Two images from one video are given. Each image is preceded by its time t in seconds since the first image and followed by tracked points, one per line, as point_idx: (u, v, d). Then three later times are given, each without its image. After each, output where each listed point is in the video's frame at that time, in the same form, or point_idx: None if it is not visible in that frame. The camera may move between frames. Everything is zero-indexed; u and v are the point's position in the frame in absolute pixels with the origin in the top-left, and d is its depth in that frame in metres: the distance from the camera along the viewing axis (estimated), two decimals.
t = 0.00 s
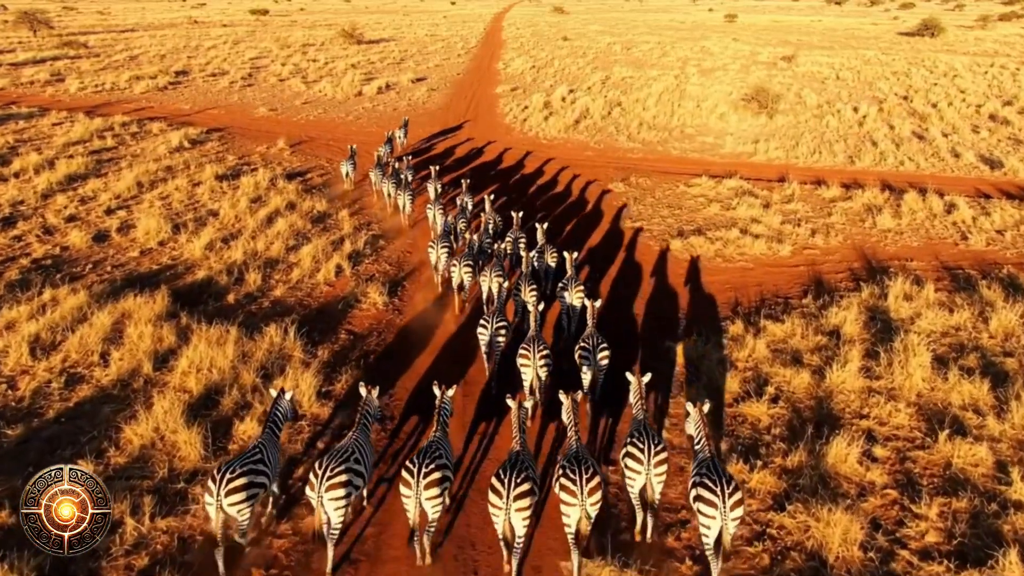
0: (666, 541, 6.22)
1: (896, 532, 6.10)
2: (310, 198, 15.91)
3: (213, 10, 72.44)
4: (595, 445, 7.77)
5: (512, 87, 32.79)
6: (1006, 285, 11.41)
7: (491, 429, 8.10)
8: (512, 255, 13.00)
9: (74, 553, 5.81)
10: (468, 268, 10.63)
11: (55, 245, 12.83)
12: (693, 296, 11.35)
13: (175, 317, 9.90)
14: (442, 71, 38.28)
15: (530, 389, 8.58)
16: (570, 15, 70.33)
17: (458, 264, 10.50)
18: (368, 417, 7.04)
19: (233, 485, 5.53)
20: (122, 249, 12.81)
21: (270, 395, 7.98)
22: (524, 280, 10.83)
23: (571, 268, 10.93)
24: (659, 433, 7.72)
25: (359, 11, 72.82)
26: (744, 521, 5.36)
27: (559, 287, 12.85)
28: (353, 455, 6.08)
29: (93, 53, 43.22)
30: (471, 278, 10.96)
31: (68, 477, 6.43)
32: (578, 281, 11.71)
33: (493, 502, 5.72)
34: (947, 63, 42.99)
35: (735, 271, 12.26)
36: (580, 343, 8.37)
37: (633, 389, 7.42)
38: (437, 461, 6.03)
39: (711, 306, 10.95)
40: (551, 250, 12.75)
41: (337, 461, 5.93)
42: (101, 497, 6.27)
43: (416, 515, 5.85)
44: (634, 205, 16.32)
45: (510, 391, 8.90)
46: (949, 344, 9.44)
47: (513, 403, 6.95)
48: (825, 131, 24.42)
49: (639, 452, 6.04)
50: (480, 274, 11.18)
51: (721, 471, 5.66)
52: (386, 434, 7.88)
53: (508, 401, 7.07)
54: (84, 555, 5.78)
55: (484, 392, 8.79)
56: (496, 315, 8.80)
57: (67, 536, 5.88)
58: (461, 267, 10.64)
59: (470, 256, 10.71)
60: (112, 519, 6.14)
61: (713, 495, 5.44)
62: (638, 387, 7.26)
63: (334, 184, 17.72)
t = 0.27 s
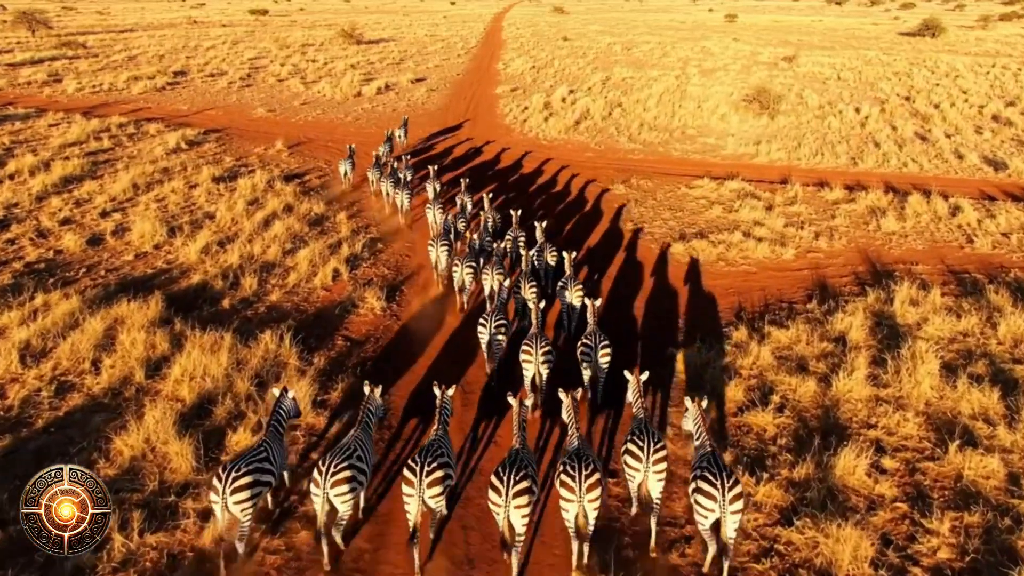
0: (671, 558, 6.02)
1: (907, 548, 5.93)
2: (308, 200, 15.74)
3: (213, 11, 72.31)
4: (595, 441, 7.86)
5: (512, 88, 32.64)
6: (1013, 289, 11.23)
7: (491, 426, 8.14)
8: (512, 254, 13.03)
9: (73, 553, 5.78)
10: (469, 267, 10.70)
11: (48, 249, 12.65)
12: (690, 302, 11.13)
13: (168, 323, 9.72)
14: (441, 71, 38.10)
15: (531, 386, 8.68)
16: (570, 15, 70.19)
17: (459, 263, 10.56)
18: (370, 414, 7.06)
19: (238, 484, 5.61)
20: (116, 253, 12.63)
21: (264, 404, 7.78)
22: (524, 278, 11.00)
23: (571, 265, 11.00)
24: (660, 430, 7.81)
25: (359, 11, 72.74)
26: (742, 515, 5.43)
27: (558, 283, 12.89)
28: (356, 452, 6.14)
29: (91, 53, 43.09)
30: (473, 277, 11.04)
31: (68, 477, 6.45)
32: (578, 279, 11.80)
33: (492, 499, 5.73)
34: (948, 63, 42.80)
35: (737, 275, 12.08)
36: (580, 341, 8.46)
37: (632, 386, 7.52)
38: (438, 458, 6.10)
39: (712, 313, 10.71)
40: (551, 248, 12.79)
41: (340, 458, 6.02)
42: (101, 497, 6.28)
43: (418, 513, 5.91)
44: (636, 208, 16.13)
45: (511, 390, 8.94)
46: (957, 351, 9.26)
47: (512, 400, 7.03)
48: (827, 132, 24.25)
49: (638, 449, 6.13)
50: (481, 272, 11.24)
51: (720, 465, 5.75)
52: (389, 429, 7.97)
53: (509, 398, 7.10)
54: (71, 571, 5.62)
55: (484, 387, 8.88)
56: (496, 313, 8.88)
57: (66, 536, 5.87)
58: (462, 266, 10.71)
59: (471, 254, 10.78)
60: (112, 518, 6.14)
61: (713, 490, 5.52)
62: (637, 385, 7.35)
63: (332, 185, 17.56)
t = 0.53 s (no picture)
0: None
1: (921, 568, 5.72)
2: (304, 203, 15.52)
3: (212, 11, 72.12)
4: (594, 437, 7.95)
5: (512, 88, 32.45)
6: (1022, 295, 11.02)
7: (492, 423, 8.22)
8: (512, 253, 13.08)
9: (74, 553, 5.77)
10: (470, 266, 10.75)
11: (40, 253, 12.44)
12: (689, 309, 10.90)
13: (160, 330, 9.50)
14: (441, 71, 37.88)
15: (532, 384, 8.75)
16: (570, 15, 70.01)
17: (459, 261, 10.60)
18: (372, 409, 7.14)
19: (241, 476, 5.61)
20: (109, 258, 12.42)
21: (256, 416, 7.57)
22: (524, 277, 11.16)
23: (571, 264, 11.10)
24: (660, 428, 7.86)
25: (359, 11, 72.55)
26: (738, 512, 5.50)
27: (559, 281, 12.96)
28: (360, 447, 6.22)
29: (89, 53, 42.88)
30: (474, 275, 11.09)
31: (68, 477, 6.42)
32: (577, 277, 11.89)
33: (496, 495, 5.83)
34: (950, 63, 42.55)
35: (740, 280, 11.88)
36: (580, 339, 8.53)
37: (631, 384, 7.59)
38: (440, 452, 6.17)
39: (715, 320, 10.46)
40: (549, 247, 12.92)
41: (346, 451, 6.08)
42: (100, 497, 6.27)
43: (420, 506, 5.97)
44: (637, 210, 15.92)
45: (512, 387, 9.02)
46: (967, 359, 9.05)
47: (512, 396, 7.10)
48: (830, 133, 24.04)
49: (638, 446, 6.16)
50: (482, 271, 11.29)
51: (718, 462, 5.81)
52: (391, 425, 8.06)
53: (509, 393, 7.16)
54: None
55: (485, 383, 8.97)
56: (496, 312, 8.95)
57: (66, 536, 5.86)
58: (463, 264, 10.77)
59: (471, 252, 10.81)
60: (111, 518, 6.14)
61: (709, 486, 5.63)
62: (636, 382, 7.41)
63: (330, 187, 17.35)
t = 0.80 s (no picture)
0: None
1: None
2: (301, 205, 15.33)
3: (211, 11, 71.96)
4: (595, 435, 7.96)
5: (511, 89, 32.29)
6: None
7: (492, 419, 8.27)
8: (512, 252, 13.07)
9: (73, 553, 5.75)
10: (470, 265, 10.76)
11: (33, 257, 12.24)
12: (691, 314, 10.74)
13: (153, 337, 9.32)
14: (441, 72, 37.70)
15: (532, 382, 8.76)
16: (570, 15, 69.86)
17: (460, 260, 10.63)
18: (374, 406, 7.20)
19: (244, 475, 5.68)
20: (103, 262, 12.23)
21: (249, 427, 7.40)
22: (524, 276, 11.16)
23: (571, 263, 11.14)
24: (660, 427, 7.88)
25: (358, 11, 72.42)
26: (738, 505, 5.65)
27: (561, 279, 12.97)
28: (361, 445, 6.23)
29: (87, 53, 42.70)
30: (474, 274, 11.10)
31: (68, 477, 6.38)
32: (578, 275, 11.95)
33: (497, 495, 5.77)
34: (952, 64, 42.38)
35: (743, 285, 11.69)
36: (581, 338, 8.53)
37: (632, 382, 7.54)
38: (441, 451, 6.17)
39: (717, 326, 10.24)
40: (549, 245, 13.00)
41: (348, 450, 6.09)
42: (101, 497, 6.24)
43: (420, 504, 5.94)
44: (638, 212, 15.77)
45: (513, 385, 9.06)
46: (977, 366, 8.87)
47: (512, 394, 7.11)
48: (833, 135, 23.86)
49: (639, 446, 6.10)
50: (482, 271, 11.27)
51: (716, 457, 5.89)
52: (392, 423, 8.07)
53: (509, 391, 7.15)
54: None
55: (485, 381, 8.98)
56: (496, 310, 8.96)
57: (66, 536, 5.83)
58: (463, 263, 10.79)
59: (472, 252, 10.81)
60: (111, 519, 6.13)
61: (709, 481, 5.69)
62: (637, 380, 7.40)
63: (328, 189, 17.17)
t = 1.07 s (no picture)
0: None
1: None
2: (298, 208, 15.10)
3: (210, 11, 71.76)
4: (595, 432, 8.02)
5: (511, 89, 32.09)
6: None
7: (493, 417, 8.31)
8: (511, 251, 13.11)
9: (74, 552, 5.77)
10: (471, 263, 10.81)
11: (25, 262, 12.02)
12: (693, 320, 10.52)
13: (145, 345, 9.10)
14: (440, 72, 37.48)
15: (532, 380, 8.81)
16: (571, 15, 69.66)
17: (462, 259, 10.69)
18: (376, 404, 7.26)
19: (248, 473, 5.72)
20: (96, 266, 12.01)
21: (242, 439, 7.19)
22: (524, 274, 11.19)
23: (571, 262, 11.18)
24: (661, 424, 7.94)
25: (358, 11, 72.25)
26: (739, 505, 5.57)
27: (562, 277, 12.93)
28: (364, 442, 6.27)
29: (85, 54, 42.49)
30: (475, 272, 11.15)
31: (68, 477, 6.43)
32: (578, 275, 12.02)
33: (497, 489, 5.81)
34: (954, 64, 42.17)
35: (747, 291, 11.46)
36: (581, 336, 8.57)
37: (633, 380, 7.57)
38: (442, 447, 6.21)
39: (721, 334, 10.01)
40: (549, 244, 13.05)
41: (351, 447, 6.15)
42: (101, 497, 6.28)
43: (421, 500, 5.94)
44: (640, 215, 15.60)
45: (513, 383, 9.10)
46: (989, 376, 8.64)
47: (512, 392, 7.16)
48: (836, 136, 23.65)
49: (641, 443, 6.12)
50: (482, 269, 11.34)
51: (718, 458, 5.83)
52: (394, 420, 8.14)
53: (509, 390, 7.21)
54: None
55: (487, 378, 9.04)
56: (497, 309, 9.02)
57: (66, 536, 5.86)
58: (463, 262, 10.84)
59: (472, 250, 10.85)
60: (111, 518, 6.14)
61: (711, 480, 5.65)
62: (638, 378, 7.45)
63: (325, 191, 16.96)
